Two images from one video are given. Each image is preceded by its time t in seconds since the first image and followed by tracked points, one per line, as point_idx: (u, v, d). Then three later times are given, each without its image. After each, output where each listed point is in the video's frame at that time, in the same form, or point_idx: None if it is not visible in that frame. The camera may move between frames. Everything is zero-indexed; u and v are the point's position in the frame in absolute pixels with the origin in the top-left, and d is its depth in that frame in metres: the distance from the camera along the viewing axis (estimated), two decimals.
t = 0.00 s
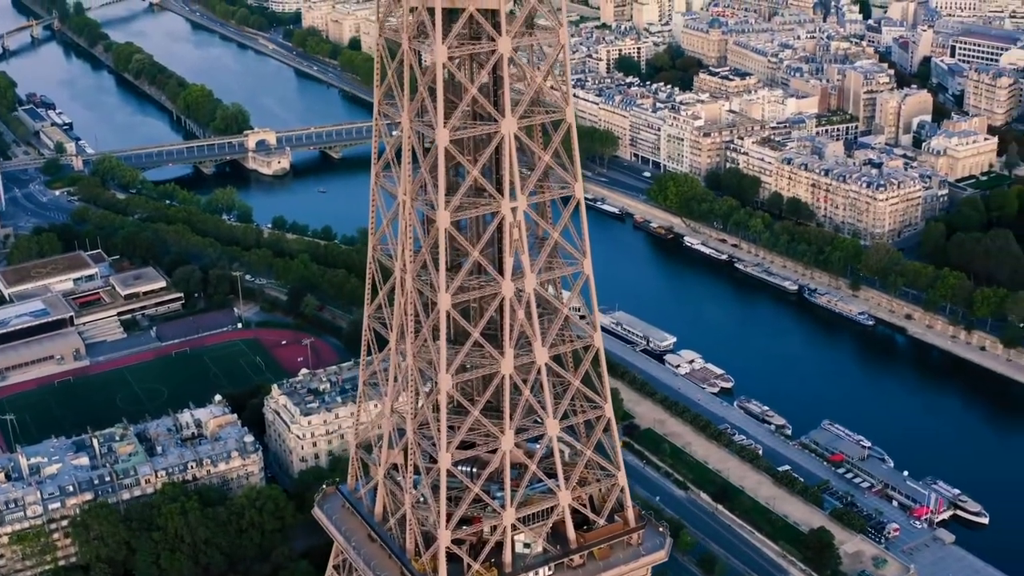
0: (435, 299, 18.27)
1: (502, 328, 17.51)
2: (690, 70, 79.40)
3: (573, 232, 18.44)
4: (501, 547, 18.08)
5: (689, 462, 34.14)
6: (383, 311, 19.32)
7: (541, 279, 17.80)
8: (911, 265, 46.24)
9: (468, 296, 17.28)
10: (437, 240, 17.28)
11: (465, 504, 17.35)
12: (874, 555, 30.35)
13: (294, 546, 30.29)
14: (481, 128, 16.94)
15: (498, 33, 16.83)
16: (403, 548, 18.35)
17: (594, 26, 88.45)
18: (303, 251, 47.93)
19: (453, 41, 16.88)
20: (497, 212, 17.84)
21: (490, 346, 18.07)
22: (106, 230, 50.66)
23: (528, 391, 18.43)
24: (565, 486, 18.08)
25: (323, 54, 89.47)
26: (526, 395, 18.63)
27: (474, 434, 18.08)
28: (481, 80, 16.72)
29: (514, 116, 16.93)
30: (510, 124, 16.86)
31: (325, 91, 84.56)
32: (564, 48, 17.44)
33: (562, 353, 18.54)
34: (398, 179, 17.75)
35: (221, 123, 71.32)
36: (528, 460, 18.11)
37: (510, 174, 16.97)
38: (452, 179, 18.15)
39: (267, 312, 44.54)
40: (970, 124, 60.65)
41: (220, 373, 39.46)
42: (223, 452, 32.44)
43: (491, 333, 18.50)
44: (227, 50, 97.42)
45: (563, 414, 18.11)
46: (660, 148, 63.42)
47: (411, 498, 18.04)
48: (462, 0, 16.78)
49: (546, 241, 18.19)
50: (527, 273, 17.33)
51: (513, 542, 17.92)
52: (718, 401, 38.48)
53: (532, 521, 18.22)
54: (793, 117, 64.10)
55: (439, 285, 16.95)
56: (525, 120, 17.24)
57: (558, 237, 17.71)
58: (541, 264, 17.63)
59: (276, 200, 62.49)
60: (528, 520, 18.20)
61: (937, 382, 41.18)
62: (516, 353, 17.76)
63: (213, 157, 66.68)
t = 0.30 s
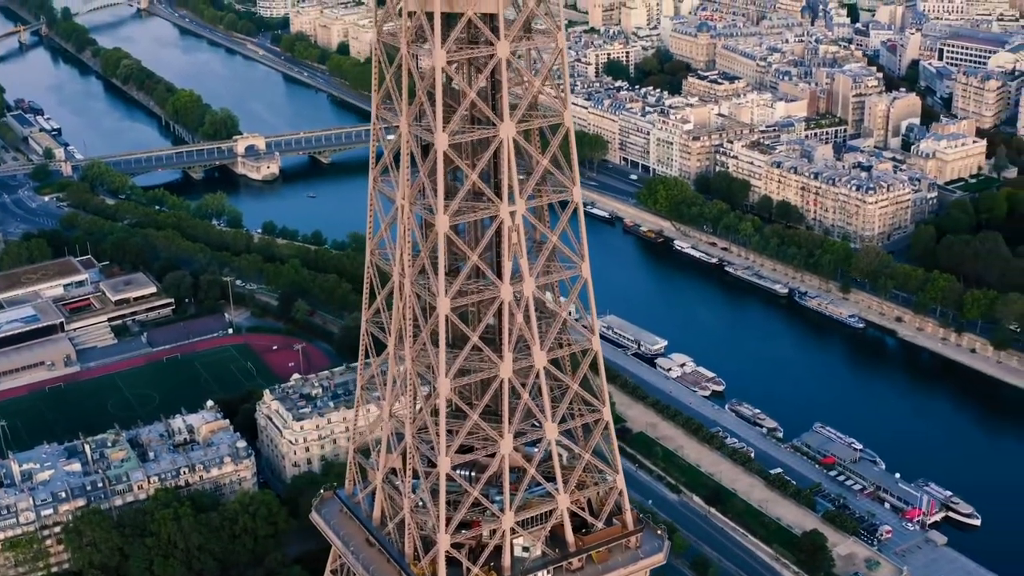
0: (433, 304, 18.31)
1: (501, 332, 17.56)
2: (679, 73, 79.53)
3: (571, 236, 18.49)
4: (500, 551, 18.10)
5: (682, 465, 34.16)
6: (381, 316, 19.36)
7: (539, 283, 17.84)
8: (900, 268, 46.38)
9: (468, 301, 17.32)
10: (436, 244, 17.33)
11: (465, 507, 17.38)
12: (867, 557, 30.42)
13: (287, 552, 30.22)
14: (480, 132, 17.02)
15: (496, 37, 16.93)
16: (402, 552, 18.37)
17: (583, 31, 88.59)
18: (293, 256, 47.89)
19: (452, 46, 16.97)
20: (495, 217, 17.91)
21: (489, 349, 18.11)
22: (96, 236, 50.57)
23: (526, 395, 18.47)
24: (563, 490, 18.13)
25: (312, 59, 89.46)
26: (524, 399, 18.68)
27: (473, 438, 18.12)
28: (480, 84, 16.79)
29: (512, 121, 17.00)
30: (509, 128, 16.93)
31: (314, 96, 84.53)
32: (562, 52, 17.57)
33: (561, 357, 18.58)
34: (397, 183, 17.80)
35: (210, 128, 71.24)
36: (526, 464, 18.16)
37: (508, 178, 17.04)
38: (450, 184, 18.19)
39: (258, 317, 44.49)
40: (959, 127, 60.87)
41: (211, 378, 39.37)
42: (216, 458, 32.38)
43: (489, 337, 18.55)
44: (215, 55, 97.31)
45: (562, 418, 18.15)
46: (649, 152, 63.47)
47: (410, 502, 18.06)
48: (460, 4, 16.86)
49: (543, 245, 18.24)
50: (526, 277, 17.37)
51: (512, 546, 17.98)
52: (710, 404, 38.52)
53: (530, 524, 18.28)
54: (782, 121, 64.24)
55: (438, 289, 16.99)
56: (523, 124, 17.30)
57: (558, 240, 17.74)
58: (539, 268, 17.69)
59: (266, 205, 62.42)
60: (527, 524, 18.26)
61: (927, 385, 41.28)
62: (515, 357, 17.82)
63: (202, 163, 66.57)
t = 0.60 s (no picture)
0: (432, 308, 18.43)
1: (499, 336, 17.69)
2: (667, 77, 79.68)
3: (569, 240, 18.62)
4: (499, 555, 18.37)
5: (674, 469, 34.11)
6: (379, 321, 19.50)
7: (538, 287, 17.94)
8: (890, 271, 46.47)
9: (466, 305, 17.46)
10: (435, 249, 17.47)
11: (464, 513, 17.67)
12: (860, 559, 30.48)
13: (281, 557, 30.17)
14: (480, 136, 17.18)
15: (495, 42, 17.14)
16: (401, 556, 18.55)
17: (572, 35, 88.72)
18: (284, 262, 47.87)
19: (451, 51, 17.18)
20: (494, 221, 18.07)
21: (488, 354, 18.28)
22: (85, 242, 50.46)
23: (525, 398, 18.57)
24: (562, 495, 18.44)
25: (300, 64, 89.42)
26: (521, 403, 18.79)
27: (472, 443, 18.30)
28: (478, 88, 16.97)
29: (511, 125, 17.17)
30: (507, 133, 17.11)
31: (302, 101, 84.48)
32: (560, 56, 17.59)
33: (559, 361, 18.72)
34: (395, 189, 17.94)
35: (198, 133, 71.13)
36: (525, 468, 18.43)
37: (507, 183, 17.21)
38: (448, 189, 18.33)
39: (249, 323, 44.45)
40: (947, 129, 61.06)
41: (203, 384, 39.25)
42: (208, 464, 32.31)
43: (487, 341, 18.69)
44: (203, 60, 97.16)
45: (560, 422, 18.35)
46: (638, 156, 63.55)
47: (409, 507, 18.27)
48: (457, 9, 17.09)
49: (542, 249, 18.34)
50: (524, 281, 17.50)
51: (512, 550, 18.34)
52: (701, 407, 38.58)
53: (529, 527, 18.63)
54: (770, 125, 64.39)
55: (438, 294, 17.14)
56: (521, 128, 17.44)
57: (556, 244, 17.85)
58: (538, 272, 17.81)
59: (256, 210, 62.36)
60: (526, 527, 18.60)
61: (919, 388, 41.37)
62: (513, 362, 17.97)
63: (191, 168, 66.47)
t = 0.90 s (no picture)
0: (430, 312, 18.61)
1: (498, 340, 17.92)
2: (655, 81, 79.78)
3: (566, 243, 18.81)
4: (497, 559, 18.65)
5: (666, 472, 34.10)
6: (377, 325, 19.67)
7: (536, 290, 18.16)
8: (880, 274, 46.59)
9: (465, 309, 17.67)
10: (433, 253, 17.65)
11: (463, 516, 17.86)
12: (853, 561, 30.53)
13: (274, 563, 30.11)
14: (478, 140, 17.40)
15: (493, 46, 17.31)
16: (400, 561, 18.73)
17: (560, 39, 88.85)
18: (274, 267, 47.83)
19: (450, 55, 17.36)
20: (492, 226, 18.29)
21: (486, 357, 18.48)
22: (75, 248, 50.34)
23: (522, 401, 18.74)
24: (560, 498, 18.65)
25: (288, 69, 89.39)
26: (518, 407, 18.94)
27: (470, 447, 18.52)
28: (477, 92, 17.18)
29: (508, 129, 17.39)
30: (506, 137, 17.32)
31: (291, 107, 84.41)
32: (558, 60, 17.67)
33: (556, 365, 18.95)
34: (393, 193, 18.13)
35: (187, 139, 71.02)
36: (523, 472, 18.61)
37: (505, 188, 17.43)
38: (445, 193, 18.52)
39: (239, 327, 44.37)
40: (935, 132, 61.29)
41: (193, 390, 39.14)
42: (201, 469, 32.23)
43: (486, 345, 18.90)
44: (190, 65, 96.99)
45: (558, 425, 18.61)
46: (627, 160, 63.61)
47: (408, 511, 18.47)
48: (456, 13, 17.21)
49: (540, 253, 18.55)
50: (523, 285, 17.72)
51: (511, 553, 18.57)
52: (692, 411, 38.64)
53: (527, 531, 18.86)
54: (759, 128, 64.52)
55: (437, 298, 17.35)
56: (519, 133, 17.65)
57: (554, 247, 18.05)
58: (536, 275, 18.00)
59: (245, 216, 62.29)
60: (524, 531, 18.83)
61: (909, 390, 41.47)
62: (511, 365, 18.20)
63: (180, 174, 66.36)
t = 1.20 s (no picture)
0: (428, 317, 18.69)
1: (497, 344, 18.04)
2: (643, 85, 79.90)
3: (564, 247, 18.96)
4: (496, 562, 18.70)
5: (659, 476, 34.14)
6: (375, 329, 19.74)
7: (534, 294, 18.28)
8: (870, 277, 46.71)
9: (463, 314, 17.78)
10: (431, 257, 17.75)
11: (463, 520, 17.91)
12: (845, 563, 30.57)
13: (267, 568, 30.03)
14: (477, 145, 17.53)
15: (491, 51, 17.45)
16: (398, 565, 18.75)
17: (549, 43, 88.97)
18: (264, 272, 47.78)
19: (448, 60, 17.47)
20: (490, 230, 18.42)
21: (485, 361, 18.58)
22: (64, 254, 50.20)
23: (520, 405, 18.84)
24: (559, 501, 18.69)
25: (276, 74, 89.33)
26: (516, 411, 19.01)
27: (470, 451, 18.59)
28: (477, 97, 17.31)
29: (507, 133, 17.51)
30: (504, 141, 17.46)
31: (279, 112, 84.32)
32: (556, 62, 17.92)
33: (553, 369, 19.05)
34: (391, 197, 18.25)
35: (175, 144, 70.91)
36: (522, 476, 18.66)
37: (504, 192, 17.55)
38: (444, 197, 18.63)
39: (230, 333, 44.30)
40: (924, 136, 61.47)
41: (184, 396, 39.02)
42: (193, 475, 32.14)
43: (485, 349, 19.01)
44: (178, 71, 96.84)
45: (556, 428, 18.72)
46: (616, 164, 63.67)
47: (407, 515, 18.49)
48: (455, 17, 17.24)
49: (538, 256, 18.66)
50: (521, 289, 17.84)
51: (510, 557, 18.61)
52: (683, 414, 38.67)
53: (527, 534, 18.88)
54: (748, 132, 64.65)
55: (437, 302, 17.46)
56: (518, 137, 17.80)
57: (552, 251, 18.18)
58: (534, 278, 18.12)
59: (234, 221, 62.18)
60: (524, 534, 18.85)
61: (899, 393, 41.55)
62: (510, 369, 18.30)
63: (169, 179, 66.23)
